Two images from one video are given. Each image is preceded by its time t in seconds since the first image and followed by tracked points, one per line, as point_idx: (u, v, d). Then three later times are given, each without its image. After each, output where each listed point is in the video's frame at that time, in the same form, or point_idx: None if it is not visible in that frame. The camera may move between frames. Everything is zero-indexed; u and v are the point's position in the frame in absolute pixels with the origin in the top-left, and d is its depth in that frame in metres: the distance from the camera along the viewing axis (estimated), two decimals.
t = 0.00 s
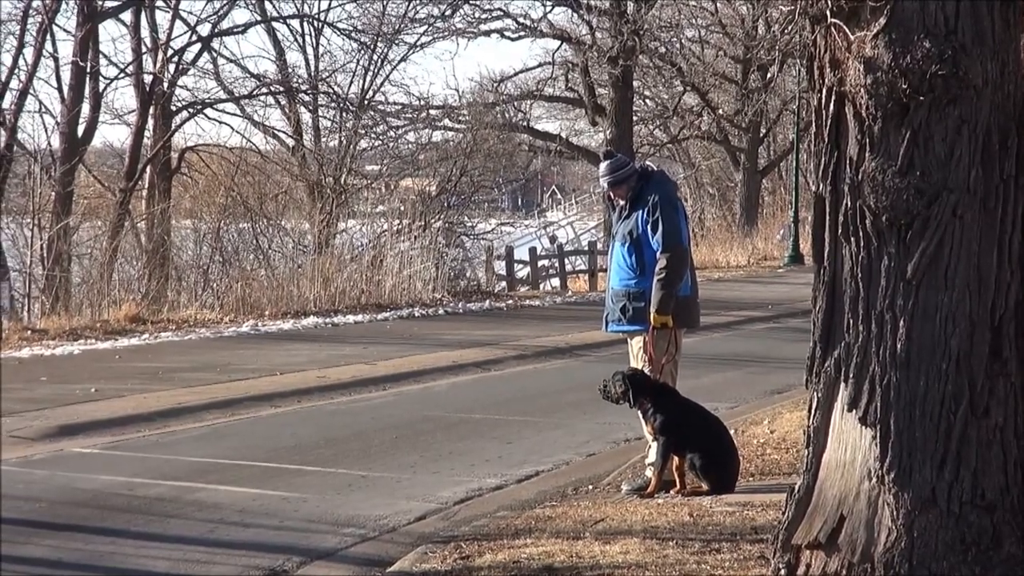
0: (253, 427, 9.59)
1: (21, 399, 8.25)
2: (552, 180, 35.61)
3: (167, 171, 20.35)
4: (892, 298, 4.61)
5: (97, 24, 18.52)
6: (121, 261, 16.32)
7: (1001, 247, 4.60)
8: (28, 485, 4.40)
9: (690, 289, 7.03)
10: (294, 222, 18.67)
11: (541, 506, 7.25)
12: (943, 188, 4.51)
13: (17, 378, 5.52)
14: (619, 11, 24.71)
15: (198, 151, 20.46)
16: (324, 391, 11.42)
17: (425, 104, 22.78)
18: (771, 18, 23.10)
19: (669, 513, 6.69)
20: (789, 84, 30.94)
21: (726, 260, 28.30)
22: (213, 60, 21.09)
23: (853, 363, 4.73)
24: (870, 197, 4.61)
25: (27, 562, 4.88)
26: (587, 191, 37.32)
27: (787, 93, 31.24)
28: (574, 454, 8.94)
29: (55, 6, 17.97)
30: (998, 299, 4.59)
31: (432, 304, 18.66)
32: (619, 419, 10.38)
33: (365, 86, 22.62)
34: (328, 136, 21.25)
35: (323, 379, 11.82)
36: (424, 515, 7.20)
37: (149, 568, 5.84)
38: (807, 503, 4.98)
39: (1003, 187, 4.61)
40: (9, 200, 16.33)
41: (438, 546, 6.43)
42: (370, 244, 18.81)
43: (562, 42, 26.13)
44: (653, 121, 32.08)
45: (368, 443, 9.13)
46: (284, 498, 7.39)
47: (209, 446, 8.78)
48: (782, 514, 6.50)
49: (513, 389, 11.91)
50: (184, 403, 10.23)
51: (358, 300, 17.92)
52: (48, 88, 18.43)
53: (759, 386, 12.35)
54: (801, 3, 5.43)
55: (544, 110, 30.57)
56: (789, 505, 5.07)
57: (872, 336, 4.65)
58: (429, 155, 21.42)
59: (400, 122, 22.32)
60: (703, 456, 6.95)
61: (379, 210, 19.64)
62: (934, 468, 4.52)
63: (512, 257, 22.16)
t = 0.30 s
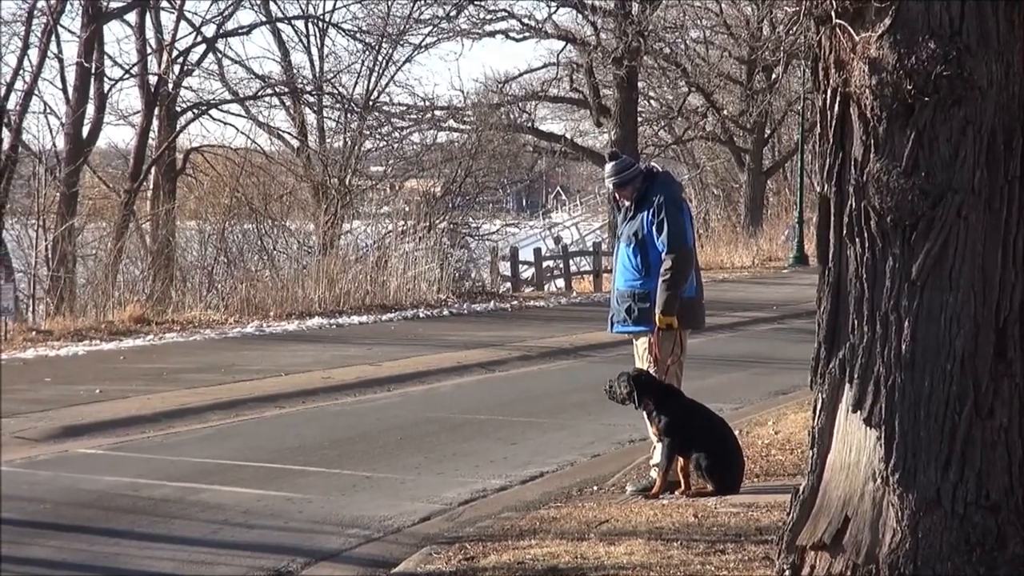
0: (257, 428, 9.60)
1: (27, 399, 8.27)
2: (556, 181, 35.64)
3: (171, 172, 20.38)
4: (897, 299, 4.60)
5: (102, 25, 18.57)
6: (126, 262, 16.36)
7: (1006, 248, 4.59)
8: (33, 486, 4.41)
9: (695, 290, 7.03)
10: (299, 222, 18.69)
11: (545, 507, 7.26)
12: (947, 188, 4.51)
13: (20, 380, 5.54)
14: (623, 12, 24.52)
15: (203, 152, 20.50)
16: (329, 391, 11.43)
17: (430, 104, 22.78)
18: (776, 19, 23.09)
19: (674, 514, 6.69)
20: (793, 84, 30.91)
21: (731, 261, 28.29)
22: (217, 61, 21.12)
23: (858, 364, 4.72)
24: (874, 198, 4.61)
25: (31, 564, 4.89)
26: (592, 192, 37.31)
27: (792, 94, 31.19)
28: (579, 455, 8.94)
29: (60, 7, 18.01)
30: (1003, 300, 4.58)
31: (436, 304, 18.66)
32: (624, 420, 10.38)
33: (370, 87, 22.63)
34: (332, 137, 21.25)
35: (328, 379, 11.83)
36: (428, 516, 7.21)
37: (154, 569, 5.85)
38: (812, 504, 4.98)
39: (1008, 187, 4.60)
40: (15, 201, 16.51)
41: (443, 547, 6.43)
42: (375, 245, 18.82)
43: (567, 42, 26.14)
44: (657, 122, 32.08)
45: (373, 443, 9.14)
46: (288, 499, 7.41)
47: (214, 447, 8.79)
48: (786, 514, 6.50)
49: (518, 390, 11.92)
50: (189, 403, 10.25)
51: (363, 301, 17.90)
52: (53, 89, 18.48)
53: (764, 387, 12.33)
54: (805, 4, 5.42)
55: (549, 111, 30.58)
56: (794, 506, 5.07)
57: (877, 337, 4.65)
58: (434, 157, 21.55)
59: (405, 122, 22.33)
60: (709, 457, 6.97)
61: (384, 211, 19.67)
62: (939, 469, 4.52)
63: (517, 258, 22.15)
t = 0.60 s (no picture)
0: (261, 429, 9.62)
1: (32, 400, 8.29)
2: (560, 182, 35.64)
3: (176, 173, 20.41)
4: (901, 300, 4.60)
5: (106, 25, 18.60)
6: (130, 263, 16.38)
7: (1012, 248, 4.58)
8: (37, 487, 4.42)
9: (699, 290, 7.03)
10: (303, 223, 18.70)
11: (549, 508, 7.27)
12: (952, 189, 4.51)
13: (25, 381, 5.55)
14: (628, 13, 24.58)
15: (207, 153, 20.54)
16: (333, 392, 11.45)
17: (434, 105, 22.81)
18: (779, 19, 23.12)
19: (678, 515, 6.70)
20: (797, 85, 30.92)
21: (735, 262, 28.30)
22: (222, 61, 21.16)
23: (862, 365, 4.73)
24: (878, 199, 4.61)
25: (36, 564, 4.90)
26: (595, 193, 37.31)
27: (796, 95, 31.17)
28: (583, 455, 8.96)
29: (64, 8, 18.03)
30: (1008, 300, 4.57)
31: (440, 305, 18.68)
32: (627, 421, 10.38)
33: (374, 88, 22.67)
34: (336, 138, 21.27)
35: (332, 380, 11.84)
36: (432, 516, 7.22)
37: (158, 570, 5.87)
38: (816, 505, 4.98)
39: (1013, 188, 4.59)
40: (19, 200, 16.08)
41: (447, 548, 6.44)
42: (379, 245, 18.85)
43: (570, 43, 26.19)
44: (661, 123, 32.10)
45: (377, 444, 9.16)
46: (292, 500, 7.42)
47: (218, 448, 8.81)
48: (791, 516, 6.50)
49: (522, 390, 11.92)
50: (193, 404, 10.26)
51: (367, 302, 17.92)
52: (57, 90, 18.50)
53: (768, 388, 12.33)
54: (809, 4, 5.42)
55: (552, 111, 30.59)
56: (799, 507, 5.08)
57: (881, 338, 4.65)
58: (438, 157, 21.42)
59: (408, 123, 22.34)
60: (712, 458, 6.98)
61: (388, 212, 19.70)
62: (942, 470, 4.52)
63: (521, 259, 22.17)
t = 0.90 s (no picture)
0: (262, 429, 9.61)
1: (32, 400, 8.29)
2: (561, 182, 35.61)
3: (177, 173, 20.37)
4: (902, 300, 4.60)
5: (107, 25, 18.61)
6: (131, 263, 16.37)
7: (1013, 248, 4.58)
8: (38, 486, 4.42)
9: (700, 291, 7.05)
10: (304, 223, 18.67)
11: (550, 508, 7.27)
12: (953, 189, 4.51)
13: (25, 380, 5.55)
14: (628, 13, 24.63)
15: (208, 153, 20.55)
16: (334, 392, 11.44)
17: (435, 105, 22.81)
18: (780, 19, 23.13)
19: (679, 515, 6.70)
20: (798, 85, 30.93)
21: (736, 262, 28.29)
22: (223, 61, 21.15)
23: (863, 365, 4.73)
24: (880, 199, 4.61)
25: (38, 564, 4.90)
26: (596, 193, 37.30)
27: (797, 94, 31.14)
28: (585, 455, 8.96)
29: (66, 7, 18.03)
30: (1009, 300, 4.57)
31: (441, 305, 18.68)
32: (628, 421, 10.38)
33: (375, 88, 22.66)
34: (337, 138, 21.27)
35: (333, 381, 11.84)
36: (434, 517, 7.22)
37: (159, 569, 5.87)
38: (817, 505, 4.98)
39: (1014, 188, 4.59)
40: (19, 201, 16.15)
41: (448, 548, 6.44)
42: (379, 245, 18.86)
43: (571, 43, 26.19)
44: (662, 123, 32.09)
45: (378, 444, 9.17)
46: (294, 500, 7.42)
47: (220, 448, 8.81)
48: (792, 516, 6.50)
49: (523, 390, 11.92)
50: (194, 405, 10.26)
51: (368, 302, 17.91)
52: (58, 89, 18.48)
53: (769, 388, 12.33)
54: (810, 3, 5.42)
55: (553, 111, 30.57)
56: (799, 506, 5.08)
57: (882, 338, 4.65)
58: (440, 157, 21.36)
59: (410, 123, 22.33)
60: (712, 459, 7.00)
61: (389, 212, 19.72)
62: (943, 470, 4.52)
63: (522, 259, 22.17)
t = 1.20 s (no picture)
0: (263, 428, 9.62)
1: (33, 399, 8.28)
2: (562, 182, 35.62)
3: (178, 172, 20.38)
4: (903, 300, 4.60)
5: (108, 25, 18.64)
6: (131, 264, 16.36)
7: (1013, 248, 4.57)
8: (39, 485, 4.42)
9: (700, 291, 7.04)
10: (305, 222, 18.67)
11: (551, 507, 7.27)
12: (954, 188, 4.51)
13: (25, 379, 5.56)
14: (629, 12, 24.62)
15: (209, 152, 20.56)
16: (334, 392, 11.45)
17: (435, 105, 22.82)
18: (781, 19, 23.13)
19: (680, 514, 6.70)
20: (799, 84, 30.92)
21: (737, 261, 28.30)
22: (223, 61, 21.16)
23: (864, 364, 4.74)
24: (880, 198, 4.61)
25: (39, 564, 4.90)
26: (597, 193, 37.31)
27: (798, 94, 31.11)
28: (585, 455, 8.97)
29: (66, 7, 18.04)
30: (1010, 300, 4.57)
31: (441, 305, 18.69)
32: (629, 420, 10.38)
33: (375, 87, 22.67)
34: (338, 137, 21.30)
35: (333, 380, 11.84)
36: (434, 516, 7.22)
37: (159, 569, 5.86)
38: (817, 504, 4.99)
39: (1014, 187, 4.59)
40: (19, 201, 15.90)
41: (449, 547, 6.44)
42: (380, 244, 18.86)
43: (572, 42, 26.20)
44: (663, 122, 32.11)
45: (378, 443, 9.16)
46: (294, 499, 7.42)
47: (220, 447, 8.81)
48: (793, 515, 6.50)
49: (524, 390, 11.91)
50: (194, 404, 10.26)
51: (368, 302, 17.92)
52: (59, 89, 18.49)
53: (770, 388, 12.33)
54: (810, 4, 5.42)
55: (554, 111, 30.57)
56: (800, 506, 5.08)
57: (883, 337, 4.65)
58: (441, 156, 21.34)
59: (411, 123, 22.32)
60: (712, 460, 7.00)
61: (390, 211, 19.74)
62: (944, 469, 4.51)
63: (523, 259, 22.19)
